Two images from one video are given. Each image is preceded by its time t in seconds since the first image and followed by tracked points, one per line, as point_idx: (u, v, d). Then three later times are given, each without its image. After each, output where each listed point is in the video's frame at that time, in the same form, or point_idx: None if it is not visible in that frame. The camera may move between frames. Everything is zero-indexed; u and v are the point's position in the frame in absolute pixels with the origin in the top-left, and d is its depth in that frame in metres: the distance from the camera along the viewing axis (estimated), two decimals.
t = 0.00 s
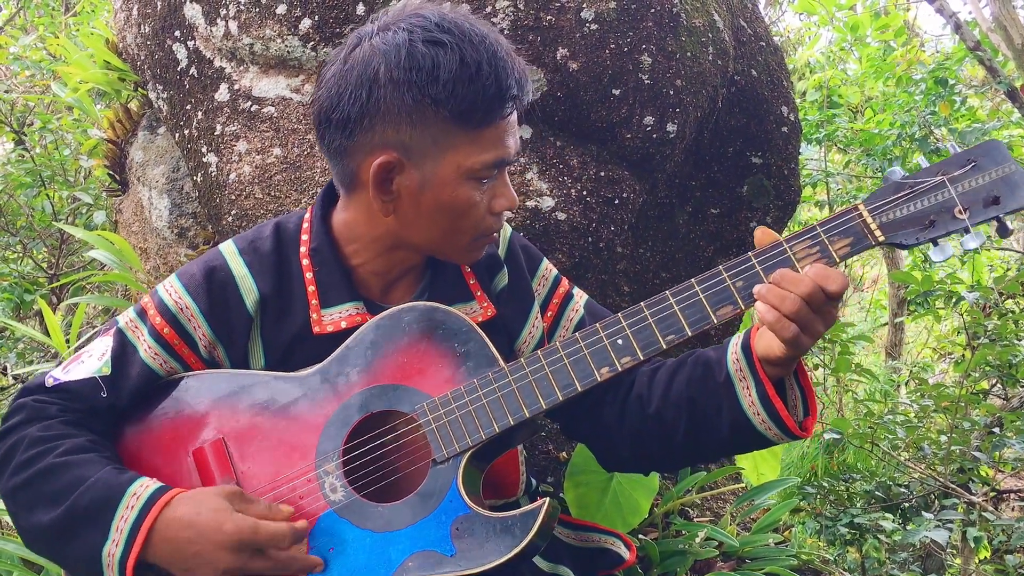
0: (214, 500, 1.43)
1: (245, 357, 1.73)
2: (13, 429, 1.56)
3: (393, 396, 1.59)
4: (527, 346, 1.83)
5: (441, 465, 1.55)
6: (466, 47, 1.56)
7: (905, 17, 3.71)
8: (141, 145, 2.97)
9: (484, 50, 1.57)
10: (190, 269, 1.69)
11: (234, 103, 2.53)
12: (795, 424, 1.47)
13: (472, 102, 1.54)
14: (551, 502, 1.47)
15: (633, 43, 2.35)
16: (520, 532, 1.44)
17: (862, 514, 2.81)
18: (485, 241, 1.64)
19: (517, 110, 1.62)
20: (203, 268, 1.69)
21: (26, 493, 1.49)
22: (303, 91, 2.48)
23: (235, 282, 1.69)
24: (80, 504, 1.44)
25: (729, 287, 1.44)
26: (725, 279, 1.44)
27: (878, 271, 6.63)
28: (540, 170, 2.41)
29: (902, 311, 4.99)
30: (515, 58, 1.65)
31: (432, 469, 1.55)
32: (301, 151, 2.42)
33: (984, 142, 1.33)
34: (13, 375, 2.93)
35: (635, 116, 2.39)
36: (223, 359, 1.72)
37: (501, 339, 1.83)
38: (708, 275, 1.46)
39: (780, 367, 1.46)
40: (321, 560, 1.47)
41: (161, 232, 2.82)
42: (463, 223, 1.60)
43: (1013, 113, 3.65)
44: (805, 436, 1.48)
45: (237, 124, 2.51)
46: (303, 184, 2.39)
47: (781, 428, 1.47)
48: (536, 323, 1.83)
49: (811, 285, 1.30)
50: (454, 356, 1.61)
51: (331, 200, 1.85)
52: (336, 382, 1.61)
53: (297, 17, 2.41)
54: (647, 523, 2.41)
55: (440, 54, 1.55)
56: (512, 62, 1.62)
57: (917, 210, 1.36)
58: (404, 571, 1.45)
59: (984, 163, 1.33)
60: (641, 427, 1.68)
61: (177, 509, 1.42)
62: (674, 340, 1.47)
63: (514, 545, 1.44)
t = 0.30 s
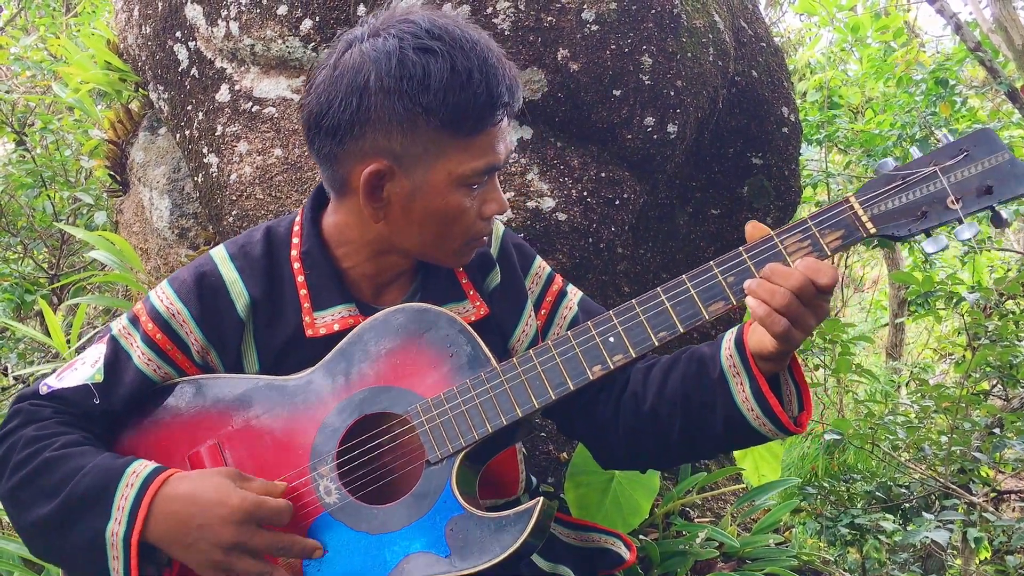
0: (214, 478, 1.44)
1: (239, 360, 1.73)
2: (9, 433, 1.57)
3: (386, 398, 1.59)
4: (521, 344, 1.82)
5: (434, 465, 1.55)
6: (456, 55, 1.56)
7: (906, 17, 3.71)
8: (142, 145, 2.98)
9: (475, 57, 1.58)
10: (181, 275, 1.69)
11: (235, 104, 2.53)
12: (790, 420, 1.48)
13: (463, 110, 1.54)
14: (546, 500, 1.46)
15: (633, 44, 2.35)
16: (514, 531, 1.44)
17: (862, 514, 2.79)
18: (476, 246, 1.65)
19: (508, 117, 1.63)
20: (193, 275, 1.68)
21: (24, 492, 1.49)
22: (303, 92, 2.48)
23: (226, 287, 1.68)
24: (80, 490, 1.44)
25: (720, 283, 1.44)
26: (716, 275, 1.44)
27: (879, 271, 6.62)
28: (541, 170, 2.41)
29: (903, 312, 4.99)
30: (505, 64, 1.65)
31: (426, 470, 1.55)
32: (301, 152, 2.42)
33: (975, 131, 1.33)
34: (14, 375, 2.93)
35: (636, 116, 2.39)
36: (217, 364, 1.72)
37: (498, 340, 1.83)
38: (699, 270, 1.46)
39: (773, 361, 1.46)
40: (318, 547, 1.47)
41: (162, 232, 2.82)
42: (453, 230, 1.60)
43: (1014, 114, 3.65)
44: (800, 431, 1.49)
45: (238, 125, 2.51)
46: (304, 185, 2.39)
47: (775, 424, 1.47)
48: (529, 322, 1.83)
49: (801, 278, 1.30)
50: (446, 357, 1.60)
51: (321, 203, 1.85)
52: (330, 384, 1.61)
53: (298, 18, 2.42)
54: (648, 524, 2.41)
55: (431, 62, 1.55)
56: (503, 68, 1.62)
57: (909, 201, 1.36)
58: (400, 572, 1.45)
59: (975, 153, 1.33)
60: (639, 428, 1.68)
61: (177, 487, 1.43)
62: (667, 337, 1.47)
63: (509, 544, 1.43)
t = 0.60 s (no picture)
0: (214, 496, 1.42)
1: (242, 359, 1.73)
2: (12, 433, 1.56)
3: (389, 398, 1.59)
4: (524, 345, 1.83)
5: (437, 466, 1.55)
6: (458, 52, 1.56)
7: (906, 18, 3.71)
8: (143, 146, 2.98)
9: (477, 54, 1.58)
10: (186, 273, 1.69)
11: (236, 104, 2.53)
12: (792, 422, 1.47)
13: (465, 107, 1.54)
14: (548, 502, 1.47)
15: (634, 44, 2.35)
16: (518, 533, 1.44)
17: (863, 515, 2.78)
18: (480, 243, 1.65)
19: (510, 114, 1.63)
20: (199, 272, 1.68)
21: (26, 497, 1.49)
22: (304, 92, 2.48)
23: (231, 286, 1.68)
24: (81, 504, 1.44)
25: (724, 284, 1.44)
26: (720, 276, 1.44)
27: (879, 272, 6.62)
28: (541, 171, 2.41)
29: (903, 313, 4.99)
30: (507, 60, 1.65)
31: (429, 471, 1.55)
32: (302, 152, 2.42)
33: (979, 134, 1.33)
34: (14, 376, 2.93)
35: (636, 117, 2.39)
36: (220, 363, 1.72)
37: (499, 340, 1.83)
38: (703, 272, 1.46)
39: (776, 364, 1.45)
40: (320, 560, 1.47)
41: (163, 232, 2.82)
42: (457, 228, 1.61)
43: (1015, 114, 3.65)
44: (801, 434, 1.48)
45: (239, 125, 2.51)
46: (305, 185, 2.39)
47: (777, 426, 1.47)
48: (533, 323, 1.83)
49: (809, 279, 1.30)
50: (449, 357, 1.61)
51: (326, 203, 1.85)
52: (334, 385, 1.61)
53: (299, 19, 2.42)
54: (648, 524, 2.41)
55: (433, 59, 1.55)
56: (505, 64, 1.62)
57: (913, 204, 1.36)
58: (402, 572, 1.45)
59: (980, 157, 1.33)
60: (640, 428, 1.68)
61: (177, 505, 1.42)
62: (670, 339, 1.47)
63: (512, 545, 1.43)
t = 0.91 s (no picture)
0: (229, 472, 1.45)
1: (249, 354, 1.73)
2: (18, 420, 1.57)
3: (397, 397, 1.59)
4: (529, 348, 1.83)
5: (444, 466, 1.55)
6: (463, 42, 1.57)
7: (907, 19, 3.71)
8: (144, 146, 2.98)
9: (481, 43, 1.59)
10: (195, 268, 1.69)
11: (237, 104, 2.53)
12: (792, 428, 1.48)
13: (477, 95, 1.55)
14: (553, 503, 1.47)
15: (635, 45, 2.35)
16: (523, 534, 1.45)
17: (863, 515, 2.78)
18: (497, 231, 1.66)
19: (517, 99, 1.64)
20: (208, 267, 1.69)
21: (34, 480, 1.49)
22: (305, 93, 2.49)
23: (240, 281, 1.69)
24: (93, 479, 1.44)
25: (734, 292, 1.45)
26: (730, 284, 1.45)
27: (879, 273, 6.62)
28: (542, 172, 2.41)
29: (904, 314, 4.99)
30: (509, 47, 1.67)
31: (434, 471, 1.55)
32: (303, 153, 2.42)
33: (990, 149, 1.34)
34: (13, 376, 2.92)
35: (637, 118, 2.39)
36: (227, 357, 1.72)
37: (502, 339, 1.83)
38: (713, 279, 1.46)
39: (778, 370, 1.47)
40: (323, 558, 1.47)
41: (164, 232, 2.83)
42: (478, 216, 1.61)
43: (1015, 115, 3.65)
44: (801, 439, 1.49)
45: (240, 126, 2.51)
46: (306, 186, 2.40)
47: (777, 432, 1.48)
48: (538, 326, 1.84)
49: (843, 287, 1.33)
50: (457, 358, 1.61)
51: (335, 203, 1.85)
52: (340, 383, 1.61)
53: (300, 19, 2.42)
54: (648, 524, 2.41)
55: (440, 50, 1.56)
56: (508, 51, 1.64)
57: (923, 217, 1.37)
58: (405, 572, 1.45)
59: (990, 170, 1.34)
60: (642, 428, 1.68)
61: (192, 477, 1.44)
62: (679, 345, 1.48)
63: (517, 546, 1.44)
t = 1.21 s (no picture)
0: (232, 488, 1.44)
1: (256, 353, 1.73)
2: (24, 417, 1.56)
3: (403, 398, 1.59)
4: (536, 351, 1.83)
5: (450, 467, 1.56)
6: (471, 32, 1.58)
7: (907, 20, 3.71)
8: (146, 147, 2.98)
9: (489, 33, 1.60)
10: (205, 265, 1.69)
11: (238, 106, 2.53)
12: (802, 433, 1.49)
13: (488, 84, 1.56)
14: (559, 507, 1.48)
15: (636, 46, 2.35)
16: (528, 537, 1.45)
17: (864, 516, 2.79)
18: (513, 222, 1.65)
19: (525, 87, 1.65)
20: (218, 264, 1.69)
21: (36, 483, 1.49)
22: (307, 94, 2.49)
23: (250, 279, 1.69)
24: (95, 492, 1.44)
25: (743, 297, 1.45)
26: (739, 289, 1.45)
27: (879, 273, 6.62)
28: (544, 173, 2.41)
29: (904, 315, 4.99)
30: (515, 38, 1.68)
31: (441, 472, 1.55)
32: (305, 154, 2.43)
33: (999, 158, 1.33)
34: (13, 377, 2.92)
35: (638, 119, 2.40)
36: (234, 355, 1.72)
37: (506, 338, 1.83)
38: (722, 285, 1.46)
39: (788, 375, 1.47)
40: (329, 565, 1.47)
41: (165, 233, 2.83)
42: (494, 206, 1.60)
43: (1016, 116, 3.66)
44: (811, 444, 1.50)
45: (241, 127, 2.51)
46: (308, 187, 2.40)
47: (788, 438, 1.48)
48: (546, 329, 1.84)
49: (856, 298, 1.33)
50: (464, 359, 1.61)
51: (347, 202, 1.86)
52: (347, 384, 1.61)
53: (301, 20, 2.42)
54: (650, 525, 2.41)
55: (449, 41, 1.57)
56: (515, 41, 1.65)
57: (932, 225, 1.37)
58: (411, 572, 1.45)
59: (999, 179, 1.33)
60: (646, 428, 1.68)
61: (194, 497, 1.43)
62: (687, 349, 1.48)
63: (523, 549, 1.44)
